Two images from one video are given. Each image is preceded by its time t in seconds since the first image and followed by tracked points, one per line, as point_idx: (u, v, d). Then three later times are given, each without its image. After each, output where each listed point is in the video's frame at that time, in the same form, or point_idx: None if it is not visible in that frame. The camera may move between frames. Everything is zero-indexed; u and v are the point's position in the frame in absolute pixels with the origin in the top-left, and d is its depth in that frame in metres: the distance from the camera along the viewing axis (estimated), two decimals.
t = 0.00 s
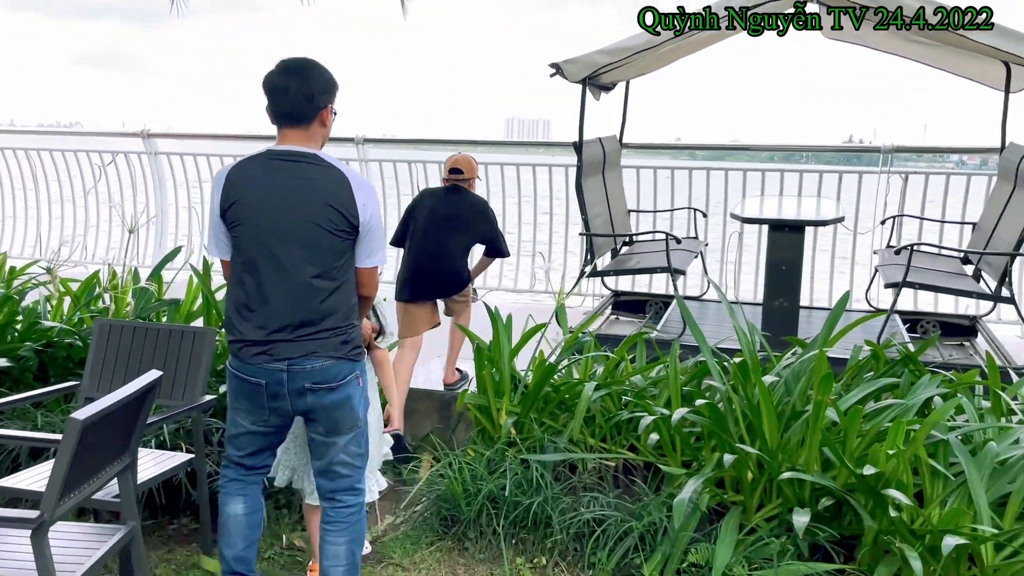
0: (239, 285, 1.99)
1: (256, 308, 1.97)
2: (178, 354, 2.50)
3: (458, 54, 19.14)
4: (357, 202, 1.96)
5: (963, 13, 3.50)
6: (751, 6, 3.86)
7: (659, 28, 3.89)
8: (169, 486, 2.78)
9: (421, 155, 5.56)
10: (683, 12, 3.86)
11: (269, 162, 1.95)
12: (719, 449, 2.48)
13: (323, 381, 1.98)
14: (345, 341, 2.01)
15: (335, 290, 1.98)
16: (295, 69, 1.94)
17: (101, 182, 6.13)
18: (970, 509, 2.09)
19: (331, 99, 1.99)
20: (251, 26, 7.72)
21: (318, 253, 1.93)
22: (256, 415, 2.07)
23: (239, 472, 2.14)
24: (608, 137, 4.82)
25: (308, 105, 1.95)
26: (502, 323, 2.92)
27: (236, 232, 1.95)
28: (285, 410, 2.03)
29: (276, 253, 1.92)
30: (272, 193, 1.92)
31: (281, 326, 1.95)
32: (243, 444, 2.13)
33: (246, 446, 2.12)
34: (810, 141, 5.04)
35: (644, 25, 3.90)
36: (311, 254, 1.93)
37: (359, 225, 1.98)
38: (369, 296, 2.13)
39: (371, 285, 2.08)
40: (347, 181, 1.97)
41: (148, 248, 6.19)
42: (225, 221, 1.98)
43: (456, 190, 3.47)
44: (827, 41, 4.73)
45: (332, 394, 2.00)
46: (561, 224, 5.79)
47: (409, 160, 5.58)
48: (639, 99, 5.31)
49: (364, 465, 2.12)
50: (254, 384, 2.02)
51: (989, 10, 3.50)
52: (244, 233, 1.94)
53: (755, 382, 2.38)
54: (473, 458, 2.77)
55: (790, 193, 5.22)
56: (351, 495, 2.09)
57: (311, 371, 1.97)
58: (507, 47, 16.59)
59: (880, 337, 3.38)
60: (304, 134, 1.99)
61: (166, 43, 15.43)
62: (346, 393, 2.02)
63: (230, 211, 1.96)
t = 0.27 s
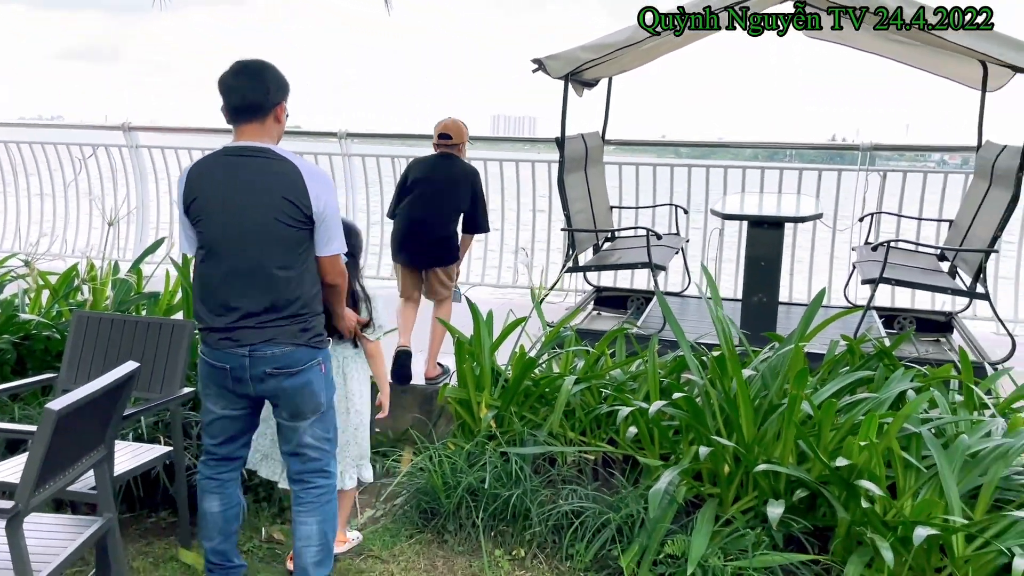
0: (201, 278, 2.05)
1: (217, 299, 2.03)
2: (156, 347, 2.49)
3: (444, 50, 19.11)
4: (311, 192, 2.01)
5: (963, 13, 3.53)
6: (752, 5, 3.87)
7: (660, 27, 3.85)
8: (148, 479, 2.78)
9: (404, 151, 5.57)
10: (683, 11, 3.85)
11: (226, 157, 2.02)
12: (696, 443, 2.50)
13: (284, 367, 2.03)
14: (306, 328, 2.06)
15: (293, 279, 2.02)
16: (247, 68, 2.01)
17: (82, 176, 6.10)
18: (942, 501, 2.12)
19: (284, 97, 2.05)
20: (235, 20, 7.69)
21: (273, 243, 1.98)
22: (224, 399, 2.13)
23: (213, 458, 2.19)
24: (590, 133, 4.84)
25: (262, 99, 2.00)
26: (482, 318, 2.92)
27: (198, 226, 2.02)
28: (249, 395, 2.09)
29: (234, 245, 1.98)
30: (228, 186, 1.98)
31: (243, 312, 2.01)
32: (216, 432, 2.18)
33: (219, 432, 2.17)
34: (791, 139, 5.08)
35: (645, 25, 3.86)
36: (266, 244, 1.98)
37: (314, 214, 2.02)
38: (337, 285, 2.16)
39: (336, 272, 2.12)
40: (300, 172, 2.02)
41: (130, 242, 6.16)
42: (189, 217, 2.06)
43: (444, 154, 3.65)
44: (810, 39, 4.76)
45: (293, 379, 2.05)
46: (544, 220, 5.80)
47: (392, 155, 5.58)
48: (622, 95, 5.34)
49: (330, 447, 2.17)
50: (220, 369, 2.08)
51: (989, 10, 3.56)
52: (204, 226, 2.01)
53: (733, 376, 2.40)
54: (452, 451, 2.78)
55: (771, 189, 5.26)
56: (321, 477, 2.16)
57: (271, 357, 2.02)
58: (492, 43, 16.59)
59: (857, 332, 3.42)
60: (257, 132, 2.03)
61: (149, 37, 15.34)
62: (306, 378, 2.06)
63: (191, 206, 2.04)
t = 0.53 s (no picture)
0: (178, 268, 2.16)
1: (194, 285, 2.13)
2: (134, 341, 2.47)
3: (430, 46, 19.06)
4: (273, 175, 2.12)
5: (962, 13, 3.56)
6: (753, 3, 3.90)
7: (657, 27, 3.88)
8: (127, 474, 2.78)
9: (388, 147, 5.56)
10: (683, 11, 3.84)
11: (191, 149, 2.13)
12: (676, 439, 2.51)
13: (263, 350, 2.14)
14: (279, 309, 2.15)
15: (263, 259, 2.12)
16: (207, 64, 2.12)
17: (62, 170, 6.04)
18: (918, 497, 2.14)
19: (241, 92, 2.17)
20: (219, 16, 7.63)
21: (242, 225, 2.08)
22: (201, 384, 2.20)
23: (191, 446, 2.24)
24: (574, 130, 4.84)
25: (219, 94, 2.11)
26: (464, 314, 2.92)
27: (171, 218, 2.13)
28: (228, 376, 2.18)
29: (205, 231, 2.09)
30: (195, 176, 2.10)
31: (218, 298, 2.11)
32: (193, 421, 2.23)
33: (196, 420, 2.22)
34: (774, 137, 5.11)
35: (643, 26, 3.87)
36: (235, 227, 2.08)
37: (279, 196, 2.13)
38: (309, 265, 2.26)
39: (307, 253, 2.22)
40: (263, 157, 2.13)
41: (110, 238, 6.11)
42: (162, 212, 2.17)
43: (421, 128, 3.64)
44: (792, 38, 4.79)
45: (272, 361, 2.16)
46: (527, 217, 5.80)
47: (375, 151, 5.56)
48: (606, 93, 5.35)
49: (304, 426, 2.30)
50: (195, 354, 2.15)
51: (989, 11, 3.66)
52: (175, 217, 2.12)
53: (712, 373, 2.41)
54: (433, 447, 2.78)
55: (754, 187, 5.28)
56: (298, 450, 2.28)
57: (250, 340, 2.12)
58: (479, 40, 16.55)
59: (837, 330, 3.45)
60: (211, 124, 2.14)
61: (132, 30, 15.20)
62: (284, 361, 2.18)
63: (163, 200, 2.15)
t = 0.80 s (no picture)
0: (174, 267, 2.19)
1: (191, 284, 2.17)
2: (113, 339, 2.46)
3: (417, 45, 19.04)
4: (271, 178, 2.15)
5: (963, 14, 3.84)
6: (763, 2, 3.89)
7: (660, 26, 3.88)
8: (106, 474, 2.76)
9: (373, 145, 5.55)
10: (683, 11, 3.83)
11: (191, 151, 2.15)
12: (657, 437, 2.52)
13: (254, 349, 2.17)
14: (273, 309, 2.20)
15: (260, 260, 2.16)
16: (205, 66, 2.15)
17: (43, 167, 6.00)
18: (896, 495, 2.15)
19: (239, 94, 2.20)
20: (202, 12, 7.59)
21: (240, 228, 2.12)
22: (195, 381, 2.25)
23: (189, 438, 2.32)
24: (558, 129, 4.85)
25: (220, 96, 2.14)
26: (447, 311, 2.91)
27: (168, 218, 2.16)
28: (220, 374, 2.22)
29: (203, 233, 2.11)
30: (195, 178, 2.12)
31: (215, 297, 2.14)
32: (193, 412, 2.31)
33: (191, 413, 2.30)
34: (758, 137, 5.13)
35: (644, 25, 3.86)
36: (234, 229, 2.11)
37: (277, 200, 2.17)
38: (305, 263, 2.31)
39: (302, 250, 2.27)
40: (262, 160, 2.16)
41: (92, 235, 6.08)
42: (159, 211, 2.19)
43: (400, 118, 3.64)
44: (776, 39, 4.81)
45: (262, 361, 2.19)
46: (512, 216, 5.81)
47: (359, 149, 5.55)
48: (591, 92, 5.36)
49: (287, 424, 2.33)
50: (191, 350, 2.20)
51: (987, 12, 3.95)
52: (173, 217, 2.15)
53: (693, 371, 2.42)
54: (415, 446, 2.78)
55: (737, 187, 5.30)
56: (274, 450, 2.31)
57: (243, 340, 2.16)
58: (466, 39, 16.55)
59: (818, 328, 3.47)
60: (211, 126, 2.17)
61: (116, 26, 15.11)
62: (275, 360, 2.21)
63: (160, 200, 2.17)
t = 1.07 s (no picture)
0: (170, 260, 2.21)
1: (185, 279, 2.19)
2: (92, 337, 2.43)
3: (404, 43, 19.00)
4: (266, 178, 2.16)
5: (962, 13, 3.96)
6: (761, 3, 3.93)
7: (659, 26, 3.89)
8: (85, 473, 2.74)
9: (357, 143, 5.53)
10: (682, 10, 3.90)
11: (190, 149, 2.16)
12: (639, 435, 2.52)
13: (240, 337, 2.18)
14: (265, 304, 2.21)
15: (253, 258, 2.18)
16: (203, 68, 2.15)
17: (24, 163, 5.95)
18: (875, 493, 2.16)
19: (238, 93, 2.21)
20: (186, 8, 7.55)
21: (234, 226, 2.13)
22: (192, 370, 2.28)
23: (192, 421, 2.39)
24: (543, 127, 4.84)
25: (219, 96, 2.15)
26: (430, 310, 2.90)
27: (166, 212, 2.17)
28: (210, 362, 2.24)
29: (198, 229, 2.13)
30: (192, 175, 2.13)
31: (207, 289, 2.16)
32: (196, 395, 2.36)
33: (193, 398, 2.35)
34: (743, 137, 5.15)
35: (643, 26, 3.84)
36: (228, 227, 2.13)
37: (271, 199, 2.18)
38: (297, 261, 2.33)
39: (298, 250, 2.29)
40: (258, 160, 2.16)
41: (74, 232, 6.03)
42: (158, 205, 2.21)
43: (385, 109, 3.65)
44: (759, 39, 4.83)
45: (249, 349, 2.19)
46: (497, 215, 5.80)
47: (344, 146, 5.53)
48: (577, 91, 5.36)
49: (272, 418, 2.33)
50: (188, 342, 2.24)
51: (990, 10, 3.90)
52: (171, 212, 2.16)
53: (675, 370, 2.42)
54: (397, 445, 2.77)
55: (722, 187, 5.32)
56: (258, 444, 2.31)
57: (231, 329, 2.17)
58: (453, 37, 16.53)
59: (800, 328, 3.48)
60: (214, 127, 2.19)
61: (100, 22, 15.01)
62: (262, 349, 2.21)
63: (159, 194, 2.19)
